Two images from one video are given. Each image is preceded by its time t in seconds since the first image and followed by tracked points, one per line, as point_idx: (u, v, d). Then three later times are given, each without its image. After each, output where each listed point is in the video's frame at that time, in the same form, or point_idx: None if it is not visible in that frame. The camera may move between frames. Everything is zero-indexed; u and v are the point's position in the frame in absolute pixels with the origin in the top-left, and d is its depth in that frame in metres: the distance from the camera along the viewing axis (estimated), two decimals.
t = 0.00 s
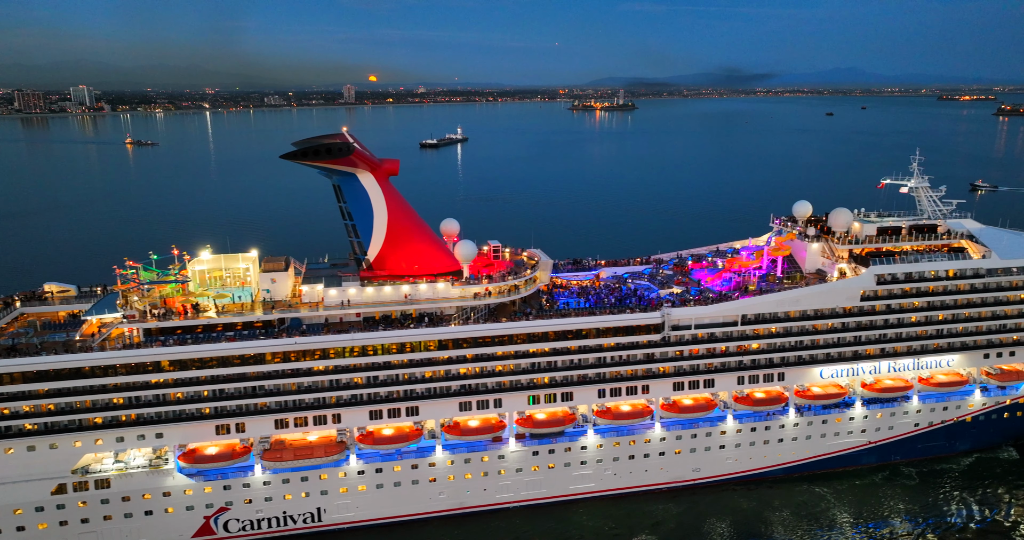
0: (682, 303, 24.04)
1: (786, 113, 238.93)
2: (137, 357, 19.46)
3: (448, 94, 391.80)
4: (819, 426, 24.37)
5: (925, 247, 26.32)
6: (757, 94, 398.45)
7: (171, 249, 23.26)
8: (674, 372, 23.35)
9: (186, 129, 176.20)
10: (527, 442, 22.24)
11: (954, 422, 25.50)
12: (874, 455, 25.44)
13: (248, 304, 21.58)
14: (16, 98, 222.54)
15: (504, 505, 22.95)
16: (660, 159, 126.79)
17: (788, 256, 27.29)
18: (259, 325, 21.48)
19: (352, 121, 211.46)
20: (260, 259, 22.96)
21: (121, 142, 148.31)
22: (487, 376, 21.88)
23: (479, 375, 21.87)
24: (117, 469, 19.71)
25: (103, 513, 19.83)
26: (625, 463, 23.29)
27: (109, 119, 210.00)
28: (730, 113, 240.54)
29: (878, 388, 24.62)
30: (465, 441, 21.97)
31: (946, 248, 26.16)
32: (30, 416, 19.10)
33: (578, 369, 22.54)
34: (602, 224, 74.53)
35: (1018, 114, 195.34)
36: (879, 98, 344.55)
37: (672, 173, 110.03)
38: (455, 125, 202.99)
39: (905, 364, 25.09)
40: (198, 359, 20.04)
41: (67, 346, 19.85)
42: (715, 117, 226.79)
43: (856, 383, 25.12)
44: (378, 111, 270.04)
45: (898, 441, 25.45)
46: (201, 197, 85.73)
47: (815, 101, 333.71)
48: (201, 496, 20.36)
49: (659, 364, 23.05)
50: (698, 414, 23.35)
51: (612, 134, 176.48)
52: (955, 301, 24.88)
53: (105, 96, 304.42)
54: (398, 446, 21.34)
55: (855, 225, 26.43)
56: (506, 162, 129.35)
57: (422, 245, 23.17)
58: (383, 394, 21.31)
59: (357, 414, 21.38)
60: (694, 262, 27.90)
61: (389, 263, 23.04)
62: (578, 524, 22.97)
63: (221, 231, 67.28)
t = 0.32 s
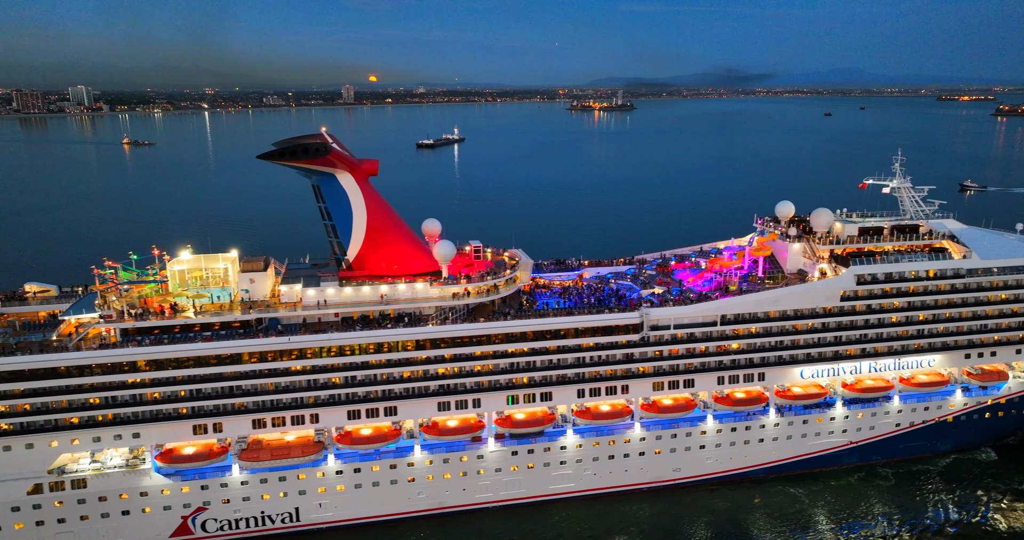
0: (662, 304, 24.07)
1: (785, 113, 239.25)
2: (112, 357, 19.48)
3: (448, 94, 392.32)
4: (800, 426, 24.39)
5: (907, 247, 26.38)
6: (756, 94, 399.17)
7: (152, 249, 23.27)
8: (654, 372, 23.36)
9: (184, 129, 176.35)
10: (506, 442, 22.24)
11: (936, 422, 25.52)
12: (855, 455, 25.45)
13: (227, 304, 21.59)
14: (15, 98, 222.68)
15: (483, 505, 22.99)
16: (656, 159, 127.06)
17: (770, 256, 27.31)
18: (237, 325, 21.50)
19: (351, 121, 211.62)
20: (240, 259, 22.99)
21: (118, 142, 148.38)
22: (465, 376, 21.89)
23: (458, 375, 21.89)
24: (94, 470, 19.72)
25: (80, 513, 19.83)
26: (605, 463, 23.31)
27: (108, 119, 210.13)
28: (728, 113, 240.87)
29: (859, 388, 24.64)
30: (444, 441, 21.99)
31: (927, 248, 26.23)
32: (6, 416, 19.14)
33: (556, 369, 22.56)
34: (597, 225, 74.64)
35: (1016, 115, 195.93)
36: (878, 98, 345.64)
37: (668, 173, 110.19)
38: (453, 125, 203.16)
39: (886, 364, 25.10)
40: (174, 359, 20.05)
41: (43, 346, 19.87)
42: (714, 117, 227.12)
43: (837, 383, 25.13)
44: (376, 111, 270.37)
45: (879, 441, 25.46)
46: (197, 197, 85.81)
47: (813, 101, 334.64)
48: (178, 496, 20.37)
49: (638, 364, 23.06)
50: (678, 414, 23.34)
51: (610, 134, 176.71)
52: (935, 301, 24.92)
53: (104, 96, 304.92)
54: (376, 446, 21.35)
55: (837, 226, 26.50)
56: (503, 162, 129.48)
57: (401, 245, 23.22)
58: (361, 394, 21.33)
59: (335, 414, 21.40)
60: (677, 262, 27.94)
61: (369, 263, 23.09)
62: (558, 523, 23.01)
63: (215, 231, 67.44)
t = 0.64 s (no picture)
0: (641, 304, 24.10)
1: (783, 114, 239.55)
2: (88, 357, 19.48)
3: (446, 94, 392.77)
4: (780, 426, 24.41)
5: (888, 247, 26.41)
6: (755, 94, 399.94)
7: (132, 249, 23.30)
8: (633, 372, 23.38)
9: (181, 129, 176.46)
10: (485, 442, 22.25)
11: (917, 423, 25.54)
12: (836, 455, 25.46)
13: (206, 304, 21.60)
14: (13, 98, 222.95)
15: (463, 505, 22.99)
16: (651, 159, 127.32)
17: (752, 256, 27.31)
18: (215, 325, 21.50)
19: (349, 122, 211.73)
20: (220, 259, 23.01)
21: (116, 142, 148.47)
22: (444, 376, 21.92)
23: (436, 375, 21.92)
24: (71, 470, 19.74)
25: (57, 513, 19.84)
26: (585, 463, 23.32)
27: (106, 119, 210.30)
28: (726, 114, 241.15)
29: (840, 388, 24.66)
30: (423, 441, 22.02)
31: (909, 248, 26.27)
32: None
33: (536, 369, 22.57)
34: (591, 225, 74.73)
35: (1011, 116, 196.71)
36: (876, 98, 346.40)
37: (664, 173, 110.30)
38: (451, 126, 203.40)
39: (867, 364, 25.11)
40: (151, 359, 20.05)
41: (21, 345, 19.89)
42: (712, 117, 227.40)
43: (818, 383, 25.14)
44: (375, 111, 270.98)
45: (861, 441, 25.46)
46: (192, 198, 85.87)
47: (810, 101, 335.45)
48: (156, 496, 20.38)
49: (618, 364, 23.08)
50: (658, 414, 23.36)
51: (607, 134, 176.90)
52: (915, 301, 24.96)
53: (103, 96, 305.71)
54: (355, 446, 21.35)
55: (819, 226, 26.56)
56: (500, 162, 129.59)
57: (381, 245, 23.29)
58: (339, 394, 21.35)
59: (313, 414, 21.42)
60: (661, 262, 27.97)
61: (349, 263, 23.13)
62: (538, 524, 23.02)
63: (208, 231, 67.57)
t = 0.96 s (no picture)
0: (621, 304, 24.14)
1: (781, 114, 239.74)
2: (64, 357, 19.50)
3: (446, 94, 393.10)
4: (761, 426, 24.43)
5: (870, 247, 26.45)
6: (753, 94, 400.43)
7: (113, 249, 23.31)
8: (613, 372, 23.40)
9: (179, 129, 176.55)
10: (465, 442, 22.27)
11: (898, 422, 25.57)
12: (818, 455, 25.47)
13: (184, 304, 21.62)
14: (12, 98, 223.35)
15: (443, 505, 23.03)
16: (646, 160, 127.47)
17: (734, 256, 27.34)
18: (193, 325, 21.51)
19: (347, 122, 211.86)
20: (200, 259, 23.03)
21: (113, 142, 148.55)
22: (423, 376, 21.95)
23: (416, 375, 21.95)
24: (48, 469, 19.76)
25: (34, 513, 19.87)
26: (565, 463, 23.34)
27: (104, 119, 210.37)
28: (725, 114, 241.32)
29: (821, 388, 24.68)
30: (402, 441, 22.06)
31: (891, 248, 26.32)
32: None
33: (515, 369, 22.60)
34: (585, 225, 74.81)
35: (1007, 116, 197.08)
36: (875, 98, 347.01)
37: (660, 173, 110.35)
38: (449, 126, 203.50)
39: (849, 364, 25.13)
40: (128, 359, 20.07)
41: None
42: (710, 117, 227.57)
43: (799, 383, 25.16)
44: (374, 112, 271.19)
45: (842, 441, 25.46)
46: (187, 198, 85.94)
47: (808, 101, 336.09)
48: (134, 495, 20.40)
49: (598, 364, 23.09)
50: (638, 414, 23.40)
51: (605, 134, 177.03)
52: (896, 301, 25.00)
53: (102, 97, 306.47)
54: (334, 446, 21.40)
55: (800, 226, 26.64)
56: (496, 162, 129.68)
57: (361, 246, 23.34)
58: (318, 394, 21.38)
59: (292, 413, 21.44)
60: (644, 262, 28.00)
61: (329, 263, 23.18)
62: (517, 523, 23.03)
63: (200, 231, 67.75)
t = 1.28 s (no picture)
0: (601, 304, 24.19)
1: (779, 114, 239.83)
2: (39, 357, 19.50)
3: (444, 94, 393.27)
4: (742, 425, 24.45)
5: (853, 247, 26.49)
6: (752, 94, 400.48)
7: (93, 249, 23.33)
8: (593, 372, 23.42)
9: (177, 129, 176.63)
10: (445, 442, 22.28)
11: (880, 422, 25.58)
12: (800, 455, 25.49)
13: (162, 304, 21.65)
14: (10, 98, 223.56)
15: (423, 505, 23.05)
16: (640, 160, 127.67)
17: (716, 256, 27.37)
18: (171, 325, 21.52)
19: (345, 122, 211.91)
20: (181, 259, 23.08)
21: (111, 142, 148.63)
22: (402, 376, 21.98)
23: (394, 374, 21.98)
24: (25, 469, 19.78)
25: (11, 513, 19.92)
26: (545, 463, 23.36)
27: (102, 119, 210.32)
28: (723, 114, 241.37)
29: (801, 388, 24.69)
30: (380, 441, 22.09)
31: (873, 248, 26.34)
32: None
33: (494, 369, 22.63)
34: (577, 225, 74.87)
35: (1003, 117, 197.66)
36: (874, 98, 347.38)
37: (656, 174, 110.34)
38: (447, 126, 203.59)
39: (830, 364, 25.13)
40: (105, 359, 20.09)
41: None
42: (707, 117, 227.65)
43: (780, 383, 25.17)
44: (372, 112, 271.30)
45: (824, 440, 25.47)
46: (181, 198, 86.02)
47: (806, 102, 336.57)
48: (111, 495, 20.41)
49: (577, 364, 23.12)
50: (618, 414, 23.40)
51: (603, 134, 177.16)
52: (877, 301, 25.03)
53: (101, 97, 306.96)
54: (312, 446, 21.42)
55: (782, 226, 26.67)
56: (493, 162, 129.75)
57: (342, 246, 23.40)
58: (296, 394, 21.40)
59: (270, 413, 21.47)
60: (627, 262, 28.06)
61: (309, 263, 23.24)
62: (497, 523, 23.05)
63: (192, 231, 67.90)
